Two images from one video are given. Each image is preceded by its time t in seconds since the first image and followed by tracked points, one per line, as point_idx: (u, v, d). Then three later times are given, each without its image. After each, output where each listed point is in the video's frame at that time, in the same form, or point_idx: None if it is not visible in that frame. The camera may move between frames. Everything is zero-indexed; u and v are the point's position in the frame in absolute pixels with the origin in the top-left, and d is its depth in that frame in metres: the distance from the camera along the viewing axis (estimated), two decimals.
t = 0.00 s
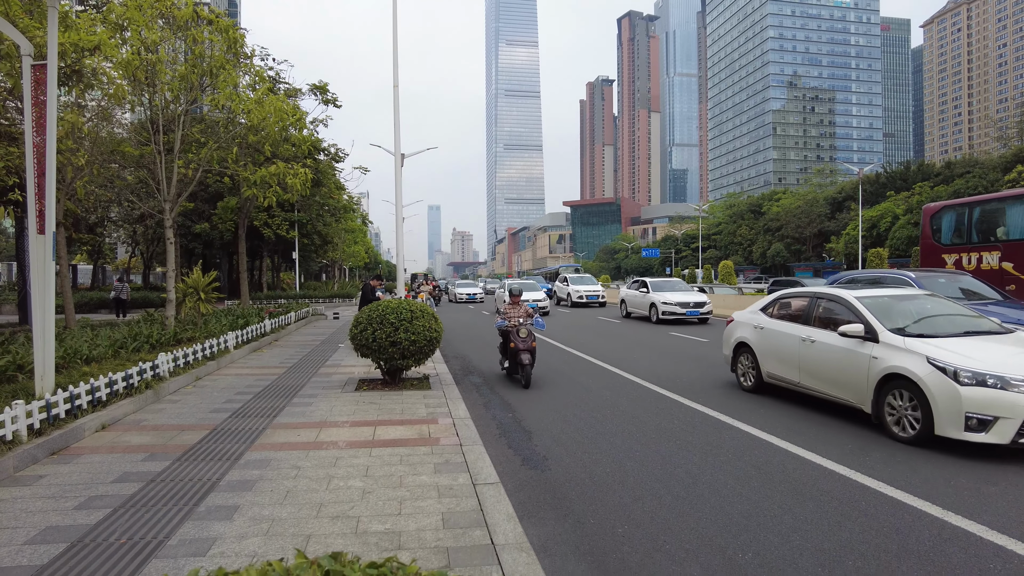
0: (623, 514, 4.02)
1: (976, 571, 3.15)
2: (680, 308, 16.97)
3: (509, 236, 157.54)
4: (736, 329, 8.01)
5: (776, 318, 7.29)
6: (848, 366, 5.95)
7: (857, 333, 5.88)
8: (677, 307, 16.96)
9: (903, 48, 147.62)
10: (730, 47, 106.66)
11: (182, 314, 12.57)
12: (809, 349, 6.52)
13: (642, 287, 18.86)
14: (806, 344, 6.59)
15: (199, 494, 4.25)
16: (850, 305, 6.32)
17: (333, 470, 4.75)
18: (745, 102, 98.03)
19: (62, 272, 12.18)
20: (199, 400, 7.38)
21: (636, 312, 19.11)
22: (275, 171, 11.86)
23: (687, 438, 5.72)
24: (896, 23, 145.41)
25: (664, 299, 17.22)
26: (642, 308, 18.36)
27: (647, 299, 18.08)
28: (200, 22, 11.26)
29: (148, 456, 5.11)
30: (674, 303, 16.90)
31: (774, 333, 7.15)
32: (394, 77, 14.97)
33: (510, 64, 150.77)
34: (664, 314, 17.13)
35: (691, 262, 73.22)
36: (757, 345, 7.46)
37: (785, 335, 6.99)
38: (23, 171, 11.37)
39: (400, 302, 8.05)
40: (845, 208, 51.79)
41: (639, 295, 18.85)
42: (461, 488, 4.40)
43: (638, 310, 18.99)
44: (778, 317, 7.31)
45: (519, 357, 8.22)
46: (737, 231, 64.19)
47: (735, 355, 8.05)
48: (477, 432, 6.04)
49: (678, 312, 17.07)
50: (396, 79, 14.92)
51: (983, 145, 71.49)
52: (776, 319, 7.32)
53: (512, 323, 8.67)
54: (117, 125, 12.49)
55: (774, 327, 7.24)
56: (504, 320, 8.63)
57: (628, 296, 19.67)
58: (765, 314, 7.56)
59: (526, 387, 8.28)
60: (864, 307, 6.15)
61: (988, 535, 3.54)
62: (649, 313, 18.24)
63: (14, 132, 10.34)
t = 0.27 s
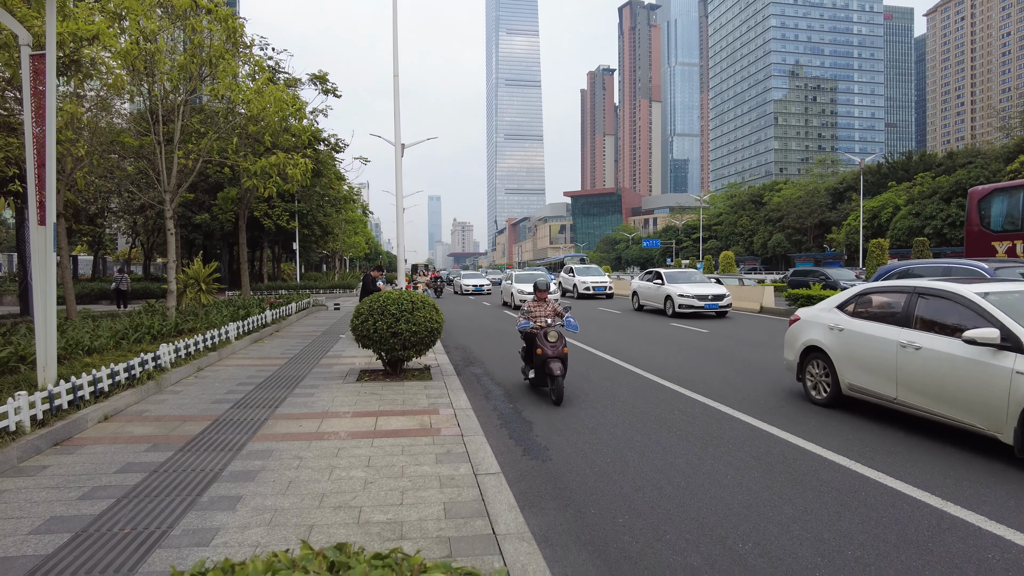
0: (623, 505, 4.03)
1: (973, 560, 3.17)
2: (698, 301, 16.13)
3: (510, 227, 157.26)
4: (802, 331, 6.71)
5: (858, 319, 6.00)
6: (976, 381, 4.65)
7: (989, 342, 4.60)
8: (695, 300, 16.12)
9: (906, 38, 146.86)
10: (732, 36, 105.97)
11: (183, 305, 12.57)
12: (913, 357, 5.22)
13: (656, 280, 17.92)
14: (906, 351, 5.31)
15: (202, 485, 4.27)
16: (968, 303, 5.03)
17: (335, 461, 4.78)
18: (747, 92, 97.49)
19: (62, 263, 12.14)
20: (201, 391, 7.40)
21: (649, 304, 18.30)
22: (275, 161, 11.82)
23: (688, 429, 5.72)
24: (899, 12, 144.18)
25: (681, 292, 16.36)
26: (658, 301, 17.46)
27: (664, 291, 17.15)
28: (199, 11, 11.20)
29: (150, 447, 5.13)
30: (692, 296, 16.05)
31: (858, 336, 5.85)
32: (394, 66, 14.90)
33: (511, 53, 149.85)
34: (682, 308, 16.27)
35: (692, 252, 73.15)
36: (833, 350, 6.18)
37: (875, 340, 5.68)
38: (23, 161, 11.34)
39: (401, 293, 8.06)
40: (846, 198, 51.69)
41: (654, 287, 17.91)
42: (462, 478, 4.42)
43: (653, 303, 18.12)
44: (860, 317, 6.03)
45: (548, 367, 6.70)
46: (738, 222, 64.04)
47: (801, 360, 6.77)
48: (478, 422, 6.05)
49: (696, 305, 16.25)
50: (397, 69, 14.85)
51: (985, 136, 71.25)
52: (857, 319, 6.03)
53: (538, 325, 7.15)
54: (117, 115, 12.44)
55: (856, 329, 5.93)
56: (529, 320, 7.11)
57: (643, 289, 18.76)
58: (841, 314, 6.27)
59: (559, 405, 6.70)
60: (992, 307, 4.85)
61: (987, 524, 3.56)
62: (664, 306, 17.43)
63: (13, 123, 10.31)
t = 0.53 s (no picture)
0: (623, 500, 4.05)
1: (971, 554, 3.19)
2: (719, 299, 15.25)
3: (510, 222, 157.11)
4: (895, 343, 5.48)
5: (980, 327, 4.76)
6: None
7: None
8: (716, 298, 15.24)
9: (907, 32, 146.37)
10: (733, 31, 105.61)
11: (183, 300, 12.57)
12: (952, 350, 4.86)
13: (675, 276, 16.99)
14: None
15: (204, 479, 4.28)
16: None
17: (337, 456, 4.79)
18: (748, 86, 97.21)
19: (62, 258, 12.13)
20: (203, 386, 7.41)
21: (665, 302, 17.43)
22: (275, 156, 11.79)
23: (688, 425, 5.73)
24: (901, 6, 143.67)
25: (701, 289, 15.46)
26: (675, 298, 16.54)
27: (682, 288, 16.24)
28: (199, 6, 11.17)
29: (152, 443, 5.14)
30: (714, 293, 15.16)
31: (988, 349, 4.57)
32: (394, 61, 14.86)
33: (511, 48, 149.38)
34: (701, 306, 15.37)
35: (692, 248, 73.08)
36: (947, 367, 4.91)
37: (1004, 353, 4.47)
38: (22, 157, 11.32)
39: (401, 289, 8.06)
40: (847, 193, 51.59)
41: (671, 284, 16.99)
42: (463, 473, 4.43)
43: (669, 301, 17.21)
44: (984, 325, 4.76)
45: (594, 393, 5.12)
46: (738, 217, 63.93)
47: (894, 378, 5.51)
48: (479, 418, 6.07)
49: (716, 303, 15.38)
50: (397, 63, 14.81)
51: (986, 131, 71.11)
52: (980, 328, 4.76)
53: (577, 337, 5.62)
54: (117, 111, 12.43)
55: (977, 340, 4.70)
56: (566, 332, 5.55)
57: (659, 286, 17.82)
58: (952, 321, 5.02)
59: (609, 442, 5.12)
60: None
61: (986, 519, 3.58)
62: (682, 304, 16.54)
63: (13, 118, 10.29)
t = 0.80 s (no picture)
0: (623, 496, 4.06)
1: (970, 551, 3.20)
2: (743, 299, 14.33)
3: (511, 220, 157.03)
4: None
5: None
6: None
7: None
8: (740, 298, 14.33)
9: (909, 28, 146.01)
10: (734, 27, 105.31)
11: (184, 298, 12.57)
12: None
13: (694, 275, 16.00)
14: None
15: (204, 477, 4.28)
16: None
17: (337, 453, 4.80)
18: (749, 83, 97.08)
19: (63, 256, 12.13)
20: (204, 384, 7.42)
21: (682, 302, 16.39)
22: (275, 154, 11.79)
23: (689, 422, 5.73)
24: (903, 2, 143.19)
25: (724, 288, 14.53)
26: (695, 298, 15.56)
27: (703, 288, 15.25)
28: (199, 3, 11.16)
29: (153, 440, 5.15)
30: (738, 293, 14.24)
31: None
32: (395, 56, 14.81)
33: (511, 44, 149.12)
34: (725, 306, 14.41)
35: (693, 245, 72.95)
36: None
37: None
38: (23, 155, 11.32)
39: (402, 287, 8.07)
40: (848, 190, 51.51)
41: (690, 284, 16.00)
42: (463, 470, 4.44)
43: (687, 301, 16.23)
44: None
45: (680, 449, 3.70)
46: (739, 214, 63.85)
47: None
48: (480, 415, 6.08)
49: (739, 304, 14.49)
50: (398, 60, 14.79)
51: (988, 128, 70.99)
52: None
53: (647, 363, 4.29)
54: (117, 108, 12.43)
55: None
56: (632, 357, 4.17)
57: (675, 286, 16.84)
58: None
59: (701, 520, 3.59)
60: None
61: (985, 516, 3.58)
62: (701, 304, 15.60)
63: (14, 116, 10.31)
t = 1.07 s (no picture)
0: (623, 494, 4.05)
1: (970, 549, 3.20)
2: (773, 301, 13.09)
3: (511, 218, 156.97)
4: None
5: None
6: None
7: None
8: (769, 299, 13.10)
9: (910, 26, 145.84)
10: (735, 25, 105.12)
11: (185, 296, 12.56)
12: None
13: (718, 275, 14.72)
14: None
15: (205, 475, 4.28)
16: None
17: (337, 451, 4.81)
18: (749, 81, 97.01)
19: (64, 254, 12.13)
20: (204, 382, 7.42)
21: (704, 303, 15.07)
22: (275, 153, 11.79)
23: (689, 420, 5.72)
24: None
25: (753, 289, 13.29)
26: (719, 300, 14.28)
27: (729, 288, 13.98)
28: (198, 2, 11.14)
29: (153, 438, 5.16)
30: (768, 294, 13.02)
31: None
32: (395, 54, 14.80)
33: (512, 42, 148.96)
34: (754, 308, 13.15)
35: (694, 243, 72.92)
36: None
37: None
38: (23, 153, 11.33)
39: (402, 285, 8.08)
40: (848, 188, 51.50)
41: (713, 284, 14.72)
42: (463, 468, 4.45)
43: (709, 302, 14.96)
44: None
45: None
46: (740, 212, 63.85)
47: None
48: (479, 413, 6.08)
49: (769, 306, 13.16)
50: (398, 58, 14.80)
51: (989, 126, 70.98)
52: None
53: (807, 431, 2.71)
54: (117, 106, 12.43)
55: None
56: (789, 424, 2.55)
57: (697, 287, 15.56)
58: None
59: None
60: None
61: (985, 514, 3.58)
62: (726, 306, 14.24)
63: (13, 114, 10.30)
